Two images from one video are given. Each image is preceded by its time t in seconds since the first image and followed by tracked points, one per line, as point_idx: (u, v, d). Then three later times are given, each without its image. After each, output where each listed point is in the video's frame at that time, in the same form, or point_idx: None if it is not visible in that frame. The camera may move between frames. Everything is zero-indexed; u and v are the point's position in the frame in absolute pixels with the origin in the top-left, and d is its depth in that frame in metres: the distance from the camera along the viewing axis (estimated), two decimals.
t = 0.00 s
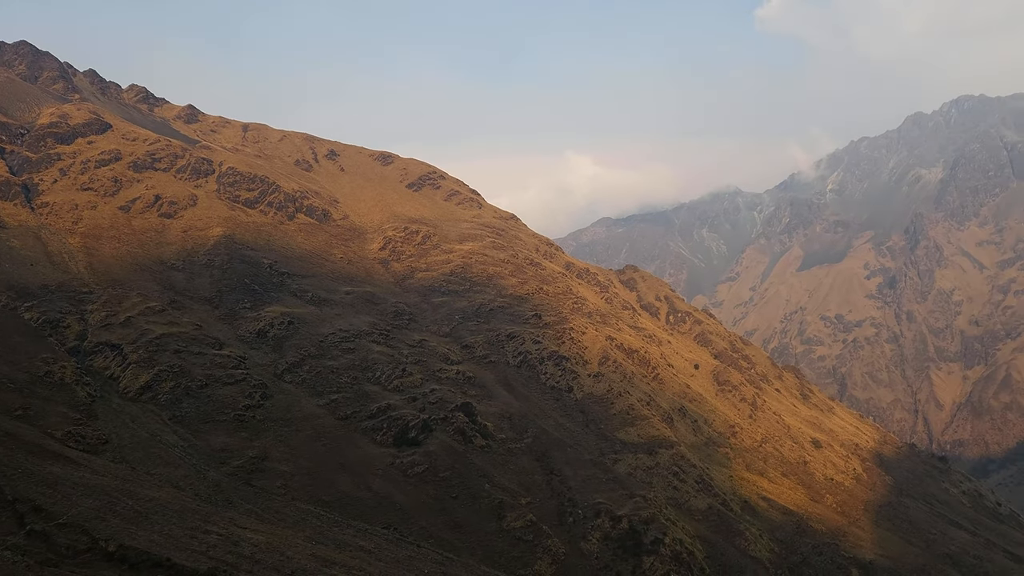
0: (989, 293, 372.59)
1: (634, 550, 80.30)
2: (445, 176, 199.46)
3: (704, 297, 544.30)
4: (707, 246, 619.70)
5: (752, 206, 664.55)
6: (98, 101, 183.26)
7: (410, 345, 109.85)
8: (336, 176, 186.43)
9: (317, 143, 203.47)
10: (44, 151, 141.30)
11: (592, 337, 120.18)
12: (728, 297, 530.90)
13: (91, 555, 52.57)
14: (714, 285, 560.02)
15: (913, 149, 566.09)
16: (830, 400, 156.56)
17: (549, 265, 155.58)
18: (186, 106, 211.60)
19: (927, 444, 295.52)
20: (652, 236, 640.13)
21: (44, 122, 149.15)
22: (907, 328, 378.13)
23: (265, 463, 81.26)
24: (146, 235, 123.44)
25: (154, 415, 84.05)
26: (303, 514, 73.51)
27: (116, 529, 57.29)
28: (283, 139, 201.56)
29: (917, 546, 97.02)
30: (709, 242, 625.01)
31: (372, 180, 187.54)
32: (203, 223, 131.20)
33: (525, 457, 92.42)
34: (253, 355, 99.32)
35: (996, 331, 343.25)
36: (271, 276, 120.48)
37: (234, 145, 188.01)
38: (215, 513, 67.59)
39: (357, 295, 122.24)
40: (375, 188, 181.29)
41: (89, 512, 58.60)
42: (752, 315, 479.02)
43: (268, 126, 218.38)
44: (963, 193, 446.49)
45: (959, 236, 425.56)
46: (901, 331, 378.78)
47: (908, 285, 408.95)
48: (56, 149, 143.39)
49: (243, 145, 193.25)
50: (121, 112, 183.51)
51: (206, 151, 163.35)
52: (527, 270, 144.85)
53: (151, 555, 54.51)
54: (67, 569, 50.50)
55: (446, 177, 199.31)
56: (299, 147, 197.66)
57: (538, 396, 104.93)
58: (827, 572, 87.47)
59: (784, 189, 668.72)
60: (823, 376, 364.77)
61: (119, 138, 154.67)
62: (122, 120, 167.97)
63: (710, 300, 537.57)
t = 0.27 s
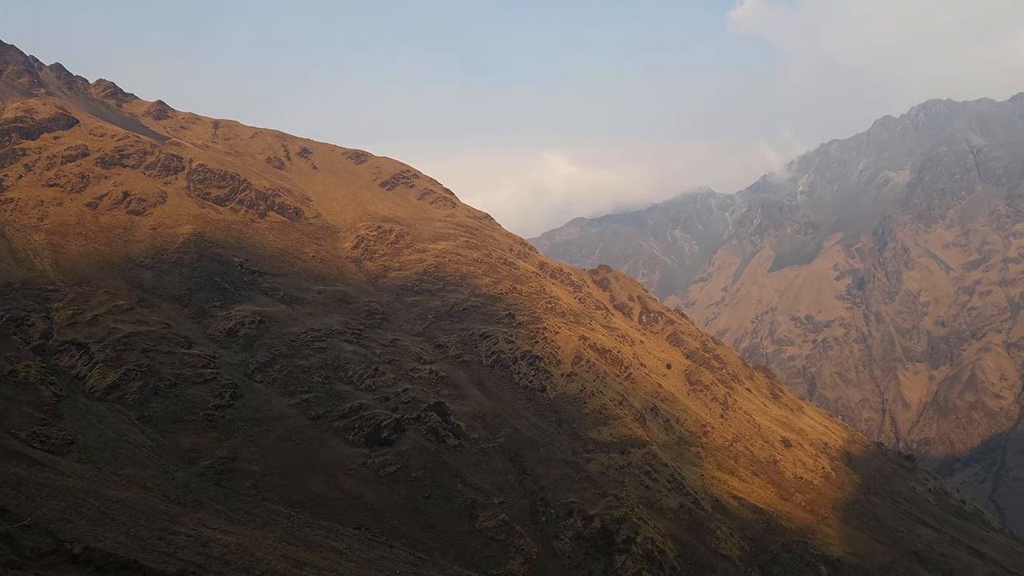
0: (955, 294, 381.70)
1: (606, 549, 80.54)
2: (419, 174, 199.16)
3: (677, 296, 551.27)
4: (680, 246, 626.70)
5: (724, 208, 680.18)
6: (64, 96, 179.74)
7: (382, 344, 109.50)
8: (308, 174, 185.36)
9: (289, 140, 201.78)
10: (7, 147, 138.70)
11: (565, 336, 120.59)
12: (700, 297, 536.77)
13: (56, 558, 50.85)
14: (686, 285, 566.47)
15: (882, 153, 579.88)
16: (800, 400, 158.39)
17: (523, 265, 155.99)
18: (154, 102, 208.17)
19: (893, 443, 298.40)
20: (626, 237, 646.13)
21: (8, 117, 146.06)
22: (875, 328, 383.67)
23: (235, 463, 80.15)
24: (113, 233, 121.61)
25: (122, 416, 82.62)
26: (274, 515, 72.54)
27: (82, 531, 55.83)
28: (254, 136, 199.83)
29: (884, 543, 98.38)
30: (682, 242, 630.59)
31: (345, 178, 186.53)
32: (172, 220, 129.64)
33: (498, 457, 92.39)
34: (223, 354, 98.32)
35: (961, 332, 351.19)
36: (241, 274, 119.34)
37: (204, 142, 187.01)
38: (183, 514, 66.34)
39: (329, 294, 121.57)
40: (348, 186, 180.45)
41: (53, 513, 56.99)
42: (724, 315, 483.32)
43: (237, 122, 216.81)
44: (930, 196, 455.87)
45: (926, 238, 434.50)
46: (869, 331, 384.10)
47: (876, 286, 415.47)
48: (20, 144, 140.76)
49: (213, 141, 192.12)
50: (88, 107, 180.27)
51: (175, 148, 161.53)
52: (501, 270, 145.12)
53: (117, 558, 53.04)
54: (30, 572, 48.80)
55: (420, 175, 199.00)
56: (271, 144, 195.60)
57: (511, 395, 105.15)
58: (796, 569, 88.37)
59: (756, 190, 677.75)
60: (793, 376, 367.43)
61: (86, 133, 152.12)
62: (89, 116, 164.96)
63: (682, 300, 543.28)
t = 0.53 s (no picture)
0: (921, 294, 389.05)
1: (579, 547, 80.74)
2: (393, 172, 198.85)
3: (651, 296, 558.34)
4: (654, 246, 632.87)
5: (697, 208, 689.74)
6: (30, 88, 176.11)
7: (355, 343, 109.18)
8: (280, 171, 184.22)
9: (261, 137, 200.26)
10: None
11: (539, 335, 121.22)
12: (673, 297, 542.04)
13: (21, 558, 48.54)
14: (659, 285, 571.60)
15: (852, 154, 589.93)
16: (771, 398, 160.12)
17: (497, 263, 156.37)
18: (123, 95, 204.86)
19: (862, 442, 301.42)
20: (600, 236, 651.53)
21: None
22: (845, 328, 388.56)
23: (205, 463, 79.01)
24: (80, 228, 119.81)
25: (89, 414, 81.12)
26: (244, 514, 71.50)
27: (47, 531, 54.07)
28: (226, 132, 197.95)
29: (853, 540, 99.65)
30: (656, 242, 638.38)
31: (318, 174, 185.72)
32: (142, 216, 128.14)
33: (471, 456, 92.38)
34: (193, 352, 97.37)
35: (928, 333, 357.61)
36: (212, 271, 118.33)
37: (175, 137, 184.67)
38: (151, 514, 64.95)
39: (301, 292, 120.99)
40: (321, 183, 179.61)
41: (17, 513, 55.06)
42: (696, 314, 488.01)
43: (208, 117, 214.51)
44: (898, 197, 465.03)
45: (895, 240, 441.34)
46: (839, 331, 388.99)
47: (846, 287, 421.06)
48: None
49: (183, 137, 189.96)
50: (56, 100, 176.91)
51: (145, 143, 159.35)
52: (475, 268, 145.40)
53: (84, 558, 51.19)
54: None
55: (394, 173, 198.71)
56: (243, 140, 193.88)
57: (484, 394, 105.35)
58: (766, 567, 89.10)
59: (728, 191, 685.37)
60: (764, 376, 370.34)
61: (53, 127, 149.32)
62: (56, 109, 162.01)
63: (656, 300, 548.72)
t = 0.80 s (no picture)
0: (889, 295, 396.39)
1: (551, 546, 80.78)
2: (366, 169, 198.31)
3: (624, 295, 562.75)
4: (627, 246, 638.42)
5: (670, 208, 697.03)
6: None
7: (327, 341, 108.75)
8: (252, 167, 182.87)
9: (233, 133, 198.54)
10: None
11: (512, 335, 121.91)
12: (646, 296, 546.48)
13: None
14: (632, 285, 575.72)
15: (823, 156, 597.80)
16: (742, 398, 161.64)
17: (471, 262, 156.62)
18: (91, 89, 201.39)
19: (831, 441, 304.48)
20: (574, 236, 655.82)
21: None
22: (815, 328, 393.53)
23: (174, 462, 77.35)
24: (46, 224, 117.79)
25: (54, 413, 78.98)
26: (213, 514, 70.13)
27: (10, 533, 52.22)
28: (197, 128, 195.83)
29: (821, 538, 100.95)
30: (629, 242, 644.59)
31: (290, 171, 184.68)
32: (110, 213, 126.45)
33: (444, 455, 92.20)
34: (162, 351, 96.20)
35: (896, 333, 363.31)
36: (182, 269, 117.22)
37: (144, 132, 182.05)
38: (118, 515, 63.26)
39: (273, 290, 120.23)
40: (293, 180, 178.60)
41: None
42: (669, 314, 492.35)
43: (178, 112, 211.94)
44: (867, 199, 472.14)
45: (864, 241, 447.93)
46: (809, 331, 393.82)
47: (816, 289, 426.80)
48: None
49: (153, 132, 187.51)
50: (22, 92, 173.37)
51: (114, 138, 156.99)
52: (449, 267, 145.56)
53: (48, 559, 49.54)
54: None
55: (367, 171, 198.20)
56: (214, 136, 192.03)
57: (457, 393, 105.49)
58: (737, 564, 89.86)
59: (701, 192, 692.24)
60: (736, 376, 375.25)
61: (19, 120, 146.30)
62: (22, 102, 158.84)
63: (629, 299, 553.30)
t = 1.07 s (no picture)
0: (857, 296, 403.01)
1: (523, 546, 80.71)
2: (338, 168, 197.35)
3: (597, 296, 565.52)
4: (600, 246, 642.13)
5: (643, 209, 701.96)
6: None
7: (298, 341, 108.10)
8: (222, 165, 181.12)
9: (202, 130, 196.36)
10: None
11: (485, 335, 122.23)
12: (618, 297, 549.90)
13: None
14: (605, 286, 578.50)
15: (792, 159, 605.12)
16: (713, 398, 162.96)
17: (443, 262, 156.51)
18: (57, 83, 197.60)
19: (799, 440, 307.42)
20: (547, 237, 658.54)
21: None
22: (785, 328, 397.81)
23: (141, 463, 75.56)
24: (9, 221, 115.47)
25: (16, 413, 76.62)
26: (181, 516, 68.65)
27: None
28: (166, 124, 193.24)
29: (790, 536, 102.04)
30: (602, 242, 648.39)
31: (260, 169, 183.22)
32: (76, 210, 124.41)
33: (415, 456, 91.87)
34: (128, 350, 94.83)
35: (863, 334, 368.84)
36: (149, 267, 115.80)
37: (111, 128, 179.09)
38: (83, 517, 61.47)
39: (243, 289, 119.21)
40: (264, 178, 177.20)
41: None
42: (641, 314, 495.67)
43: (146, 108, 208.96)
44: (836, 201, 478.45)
45: (833, 243, 454.06)
46: (778, 332, 397.95)
47: (786, 289, 430.86)
48: None
49: (121, 128, 184.66)
50: None
51: (81, 134, 154.28)
52: (421, 267, 145.38)
53: (10, 563, 47.94)
54: None
55: (339, 169, 197.23)
56: (183, 133, 189.75)
57: (429, 393, 105.32)
58: (707, 563, 90.55)
59: (674, 194, 697.99)
60: (707, 376, 378.65)
61: None
62: None
63: (602, 299, 556.71)
